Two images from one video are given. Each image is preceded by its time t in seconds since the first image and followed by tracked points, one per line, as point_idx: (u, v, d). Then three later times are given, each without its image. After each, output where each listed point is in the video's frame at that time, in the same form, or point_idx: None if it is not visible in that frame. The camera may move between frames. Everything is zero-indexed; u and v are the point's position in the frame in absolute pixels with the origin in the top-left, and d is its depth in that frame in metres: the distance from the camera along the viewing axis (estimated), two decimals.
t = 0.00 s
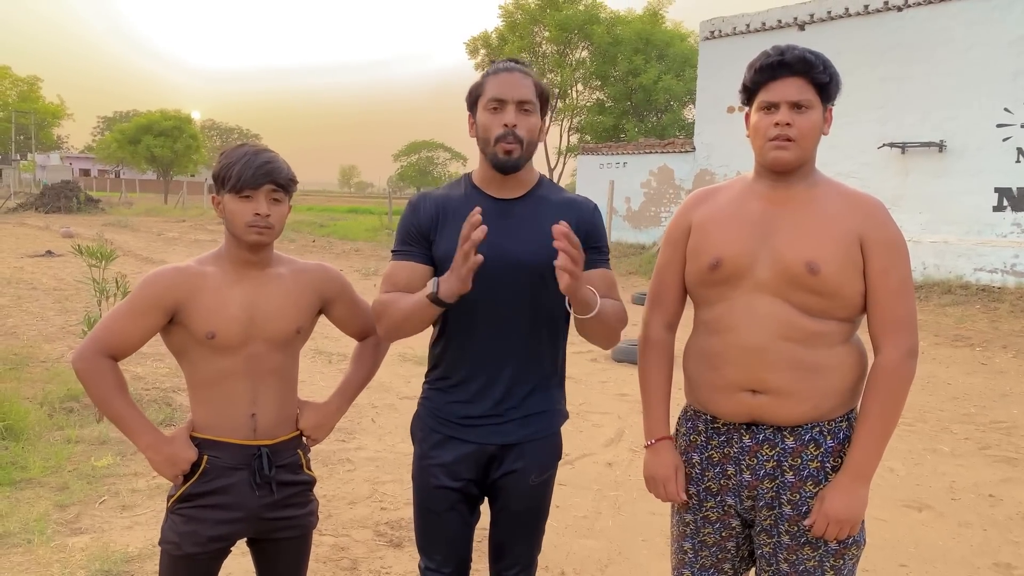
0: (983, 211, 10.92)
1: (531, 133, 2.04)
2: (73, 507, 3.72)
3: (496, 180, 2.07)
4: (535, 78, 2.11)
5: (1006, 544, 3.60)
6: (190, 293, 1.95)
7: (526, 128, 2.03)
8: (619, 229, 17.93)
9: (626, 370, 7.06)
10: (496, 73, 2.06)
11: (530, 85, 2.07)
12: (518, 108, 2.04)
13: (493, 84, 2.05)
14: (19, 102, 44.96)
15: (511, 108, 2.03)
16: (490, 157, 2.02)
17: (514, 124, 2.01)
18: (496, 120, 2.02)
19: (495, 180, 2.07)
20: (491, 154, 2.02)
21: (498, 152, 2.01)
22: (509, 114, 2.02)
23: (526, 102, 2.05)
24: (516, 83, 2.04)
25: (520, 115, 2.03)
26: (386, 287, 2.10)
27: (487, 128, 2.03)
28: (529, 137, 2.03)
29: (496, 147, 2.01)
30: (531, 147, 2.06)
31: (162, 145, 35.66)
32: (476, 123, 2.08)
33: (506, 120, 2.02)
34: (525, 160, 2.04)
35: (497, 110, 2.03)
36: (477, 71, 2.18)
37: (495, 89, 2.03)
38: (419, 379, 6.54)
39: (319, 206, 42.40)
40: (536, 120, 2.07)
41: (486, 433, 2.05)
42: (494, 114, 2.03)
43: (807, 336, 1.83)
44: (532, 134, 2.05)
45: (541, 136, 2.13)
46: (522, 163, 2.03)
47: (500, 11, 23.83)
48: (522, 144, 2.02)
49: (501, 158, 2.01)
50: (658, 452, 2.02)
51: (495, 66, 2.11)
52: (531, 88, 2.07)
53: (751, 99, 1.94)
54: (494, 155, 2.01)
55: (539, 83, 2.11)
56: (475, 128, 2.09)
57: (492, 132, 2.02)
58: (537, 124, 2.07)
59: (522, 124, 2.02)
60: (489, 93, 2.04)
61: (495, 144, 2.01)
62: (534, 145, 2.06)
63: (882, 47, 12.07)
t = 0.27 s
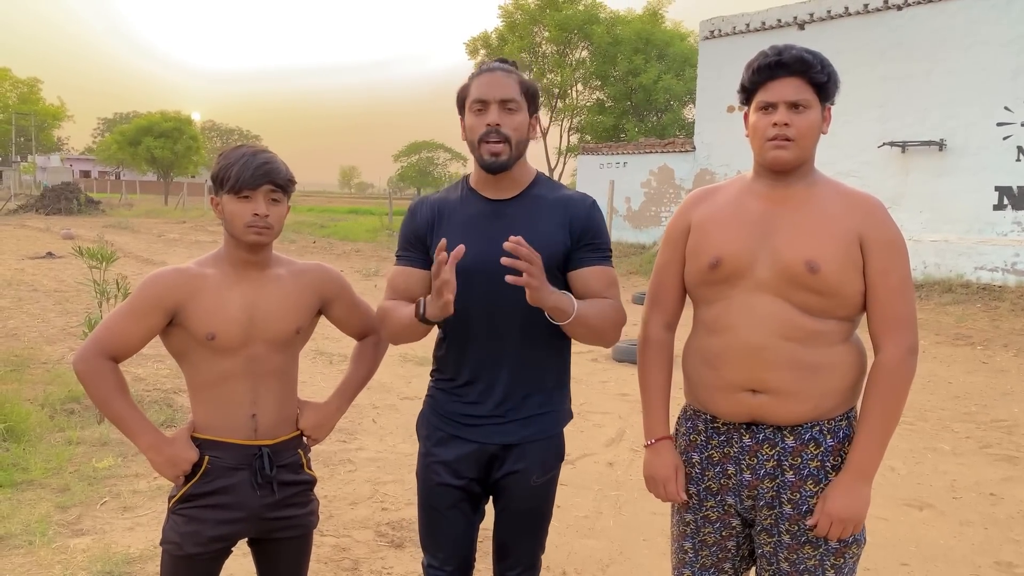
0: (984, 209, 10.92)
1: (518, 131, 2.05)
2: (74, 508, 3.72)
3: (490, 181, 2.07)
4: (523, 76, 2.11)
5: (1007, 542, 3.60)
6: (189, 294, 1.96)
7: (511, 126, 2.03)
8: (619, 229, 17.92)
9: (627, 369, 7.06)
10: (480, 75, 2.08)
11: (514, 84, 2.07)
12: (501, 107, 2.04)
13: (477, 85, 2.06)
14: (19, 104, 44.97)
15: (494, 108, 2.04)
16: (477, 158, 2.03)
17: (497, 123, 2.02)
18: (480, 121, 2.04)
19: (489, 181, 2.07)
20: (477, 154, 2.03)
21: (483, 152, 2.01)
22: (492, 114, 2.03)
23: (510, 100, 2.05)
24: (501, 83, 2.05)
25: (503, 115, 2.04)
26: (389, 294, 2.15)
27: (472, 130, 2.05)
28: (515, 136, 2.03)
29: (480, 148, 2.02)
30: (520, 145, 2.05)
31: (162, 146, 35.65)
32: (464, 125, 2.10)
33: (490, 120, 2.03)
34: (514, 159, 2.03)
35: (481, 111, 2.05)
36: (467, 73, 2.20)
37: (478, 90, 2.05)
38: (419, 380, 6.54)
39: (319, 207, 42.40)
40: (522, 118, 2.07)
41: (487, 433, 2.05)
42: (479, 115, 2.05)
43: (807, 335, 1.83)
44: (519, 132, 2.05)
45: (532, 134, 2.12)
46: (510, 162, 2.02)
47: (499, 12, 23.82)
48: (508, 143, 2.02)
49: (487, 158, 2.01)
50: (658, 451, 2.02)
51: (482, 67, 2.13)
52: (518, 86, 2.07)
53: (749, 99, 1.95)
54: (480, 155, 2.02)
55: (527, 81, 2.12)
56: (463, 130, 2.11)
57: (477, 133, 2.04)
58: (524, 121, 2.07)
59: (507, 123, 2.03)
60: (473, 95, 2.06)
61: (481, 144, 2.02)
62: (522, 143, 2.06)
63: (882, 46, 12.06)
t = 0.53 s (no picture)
0: (984, 208, 10.91)
1: (519, 128, 2.05)
2: (75, 510, 3.72)
3: (490, 179, 2.07)
4: (526, 77, 2.12)
5: (1008, 541, 3.59)
6: (189, 295, 1.96)
7: (513, 123, 2.04)
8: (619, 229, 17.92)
9: (627, 369, 7.06)
10: (484, 71, 2.09)
11: (518, 82, 2.08)
12: (504, 104, 2.05)
13: (481, 82, 2.07)
14: (19, 105, 45.00)
15: (497, 104, 2.04)
16: (477, 153, 2.03)
17: (500, 119, 2.02)
18: (482, 117, 2.04)
19: (489, 179, 2.07)
20: (477, 148, 2.02)
21: (483, 147, 2.01)
22: (494, 109, 2.03)
23: (513, 97, 2.05)
24: (505, 80, 2.06)
25: (506, 111, 2.04)
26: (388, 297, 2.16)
27: (474, 125, 2.05)
28: (516, 133, 2.04)
29: (481, 143, 2.02)
30: (520, 143, 2.05)
31: (162, 148, 35.65)
32: (465, 122, 2.10)
33: (492, 116, 2.03)
34: (514, 156, 2.03)
35: (484, 106, 2.05)
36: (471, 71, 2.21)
37: (482, 85, 2.06)
38: (420, 380, 6.54)
39: (319, 207, 42.42)
40: (524, 116, 2.07)
41: (485, 433, 2.05)
42: (481, 111, 2.05)
43: (806, 334, 1.83)
44: (520, 130, 2.05)
45: (533, 133, 2.12)
46: (510, 159, 2.02)
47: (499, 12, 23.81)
48: (509, 139, 2.02)
49: (487, 152, 2.01)
50: (658, 451, 2.02)
51: (486, 65, 2.14)
52: (520, 85, 2.08)
53: (745, 99, 1.95)
54: (481, 150, 2.02)
55: (530, 81, 2.12)
56: (465, 126, 2.11)
57: (478, 128, 2.04)
58: (525, 119, 2.07)
59: (509, 119, 2.03)
60: (476, 91, 2.07)
61: (482, 138, 2.02)
62: (523, 140, 2.06)
63: (882, 45, 12.06)
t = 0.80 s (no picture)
0: (983, 206, 10.92)
1: (522, 132, 2.05)
2: (74, 510, 3.73)
3: (491, 181, 2.08)
4: (531, 79, 2.12)
5: (1007, 539, 3.60)
6: (188, 297, 1.96)
7: (515, 127, 2.04)
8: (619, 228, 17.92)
9: (627, 369, 7.06)
10: (489, 72, 2.08)
11: (522, 85, 2.07)
12: (508, 108, 2.05)
13: (485, 84, 2.07)
14: (19, 107, 45.00)
15: (501, 107, 2.04)
16: (479, 155, 2.03)
17: (503, 123, 2.03)
18: (485, 120, 2.05)
19: (490, 181, 2.08)
20: (479, 151, 2.03)
21: (485, 151, 2.02)
22: (497, 113, 2.04)
23: (517, 101, 2.05)
24: (509, 83, 2.06)
25: (509, 115, 2.04)
26: (385, 297, 2.18)
27: (477, 127, 2.05)
28: (518, 138, 2.04)
29: (484, 146, 2.02)
30: (523, 147, 2.05)
31: (162, 148, 35.66)
32: (469, 123, 2.11)
33: (495, 120, 2.04)
34: (516, 159, 2.04)
35: (487, 109, 2.06)
36: (476, 71, 2.21)
37: (486, 87, 2.06)
38: (419, 381, 6.55)
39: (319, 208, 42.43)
40: (527, 120, 2.07)
41: (483, 433, 2.06)
42: (484, 113, 2.06)
43: (802, 334, 1.84)
44: (523, 134, 2.05)
45: (536, 136, 2.12)
46: (512, 163, 2.03)
47: (498, 12, 23.81)
48: (511, 144, 2.02)
49: (489, 155, 2.01)
50: (656, 451, 2.02)
51: (491, 65, 2.13)
52: (525, 88, 2.08)
53: (740, 99, 1.95)
54: (482, 153, 2.02)
55: (535, 83, 2.12)
56: (469, 127, 2.11)
57: (481, 131, 2.04)
58: (529, 123, 2.07)
59: (512, 123, 2.03)
60: (480, 93, 2.07)
61: (484, 142, 2.03)
62: (525, 144, 2.06)
63: (881, 44, 12.07)
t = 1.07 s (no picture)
0: (983, 204, 10.92)
1: (520, 136, 2.04)
2: (74, 511, 3.73)
3: (488, 183, 2.08)
4: (529, 80, 2.11)
5: (1006, 538, 3.60)
6: (185, 297, 1.96)
7: (514, 132, 2.03)
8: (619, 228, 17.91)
9: (627, 368, 7.06)
10: (488, 74, 2.07)
11: (520, 87, 2.06)
12: (506, 111, 2.04)
13: (482, 87, 2.06)
14: (19, 108, 44.97)
15: (498, 111, 2.04)
16: (477, 158, 2.03)
17: (500, 127, 2.02)
18: (482, 123, 2.04)
19: (488, 182, 2.08)
20: (477, 156, 2.03)
21: (483, 154, 2.02)
22: (495, 118, 2.03)
23: (515, 105, 2.05)
24: (507, 86, 2.05)
25: (507, 119, 2.04)
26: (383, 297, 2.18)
27: (474, 130, 2.05)
28: (516, 141, 2.03)
29: (482, 150, 2.02)
30: (521, 151, 2.05)
31: (162, 149, 35.63)
32: (467, 125, 2.10)
33: (492, 124, 2.03)
34: (513, 163, 2.04)
35: (485, 113, 2.05)
36: (475, 70, 2.20)
37: (484, 91, 2.05)
38: (419, 380, 6.55)
39: (319, 208, 42.43)
40: (525, 124, 2.07)
41: (480, 433, 2.06)
42: (482, 117, 2.05)
43: (798, 333, 1.84)
44: (521, 138, 2.05)
45: (534, 139, 2.12)
46: (509, 166, 2.03)
47: (498, 11, 23.79)
48: (509, 149, 2.02)
49: (486, 160, 2.01)
50: (654, 450, 2.02)
51: (490, 66, 2.12)
52: (523, 90, 2.07)
53: (736, 97, 1.95)
54: (480, 157, 2.02)
55: (533, 85, 2.11)
56: (467, 129, 2.10)
57: (478, 135, 2.04)
58: (526, 127, 2.07)
59: (510, 128, 2.03)
60: (477, 96, 2.06)
61: (482, 146, 2.02)
62: (523, 148, 2.06)
63: (880, 42, 12.06)
